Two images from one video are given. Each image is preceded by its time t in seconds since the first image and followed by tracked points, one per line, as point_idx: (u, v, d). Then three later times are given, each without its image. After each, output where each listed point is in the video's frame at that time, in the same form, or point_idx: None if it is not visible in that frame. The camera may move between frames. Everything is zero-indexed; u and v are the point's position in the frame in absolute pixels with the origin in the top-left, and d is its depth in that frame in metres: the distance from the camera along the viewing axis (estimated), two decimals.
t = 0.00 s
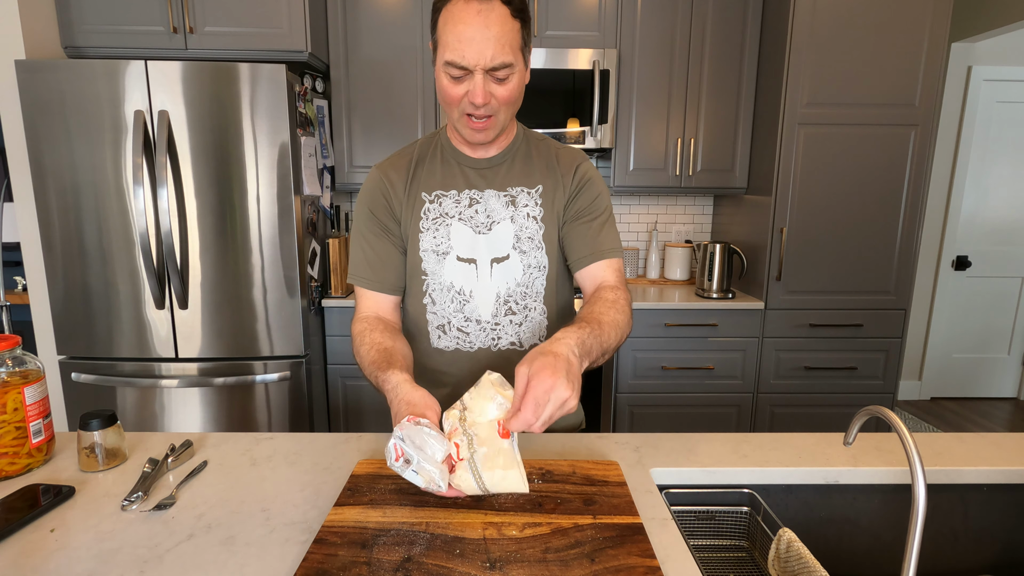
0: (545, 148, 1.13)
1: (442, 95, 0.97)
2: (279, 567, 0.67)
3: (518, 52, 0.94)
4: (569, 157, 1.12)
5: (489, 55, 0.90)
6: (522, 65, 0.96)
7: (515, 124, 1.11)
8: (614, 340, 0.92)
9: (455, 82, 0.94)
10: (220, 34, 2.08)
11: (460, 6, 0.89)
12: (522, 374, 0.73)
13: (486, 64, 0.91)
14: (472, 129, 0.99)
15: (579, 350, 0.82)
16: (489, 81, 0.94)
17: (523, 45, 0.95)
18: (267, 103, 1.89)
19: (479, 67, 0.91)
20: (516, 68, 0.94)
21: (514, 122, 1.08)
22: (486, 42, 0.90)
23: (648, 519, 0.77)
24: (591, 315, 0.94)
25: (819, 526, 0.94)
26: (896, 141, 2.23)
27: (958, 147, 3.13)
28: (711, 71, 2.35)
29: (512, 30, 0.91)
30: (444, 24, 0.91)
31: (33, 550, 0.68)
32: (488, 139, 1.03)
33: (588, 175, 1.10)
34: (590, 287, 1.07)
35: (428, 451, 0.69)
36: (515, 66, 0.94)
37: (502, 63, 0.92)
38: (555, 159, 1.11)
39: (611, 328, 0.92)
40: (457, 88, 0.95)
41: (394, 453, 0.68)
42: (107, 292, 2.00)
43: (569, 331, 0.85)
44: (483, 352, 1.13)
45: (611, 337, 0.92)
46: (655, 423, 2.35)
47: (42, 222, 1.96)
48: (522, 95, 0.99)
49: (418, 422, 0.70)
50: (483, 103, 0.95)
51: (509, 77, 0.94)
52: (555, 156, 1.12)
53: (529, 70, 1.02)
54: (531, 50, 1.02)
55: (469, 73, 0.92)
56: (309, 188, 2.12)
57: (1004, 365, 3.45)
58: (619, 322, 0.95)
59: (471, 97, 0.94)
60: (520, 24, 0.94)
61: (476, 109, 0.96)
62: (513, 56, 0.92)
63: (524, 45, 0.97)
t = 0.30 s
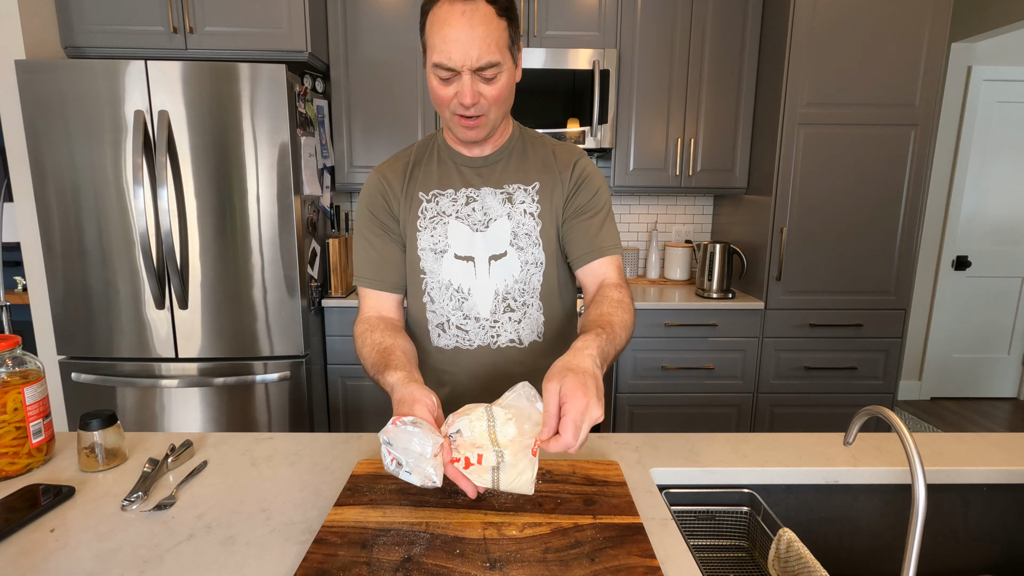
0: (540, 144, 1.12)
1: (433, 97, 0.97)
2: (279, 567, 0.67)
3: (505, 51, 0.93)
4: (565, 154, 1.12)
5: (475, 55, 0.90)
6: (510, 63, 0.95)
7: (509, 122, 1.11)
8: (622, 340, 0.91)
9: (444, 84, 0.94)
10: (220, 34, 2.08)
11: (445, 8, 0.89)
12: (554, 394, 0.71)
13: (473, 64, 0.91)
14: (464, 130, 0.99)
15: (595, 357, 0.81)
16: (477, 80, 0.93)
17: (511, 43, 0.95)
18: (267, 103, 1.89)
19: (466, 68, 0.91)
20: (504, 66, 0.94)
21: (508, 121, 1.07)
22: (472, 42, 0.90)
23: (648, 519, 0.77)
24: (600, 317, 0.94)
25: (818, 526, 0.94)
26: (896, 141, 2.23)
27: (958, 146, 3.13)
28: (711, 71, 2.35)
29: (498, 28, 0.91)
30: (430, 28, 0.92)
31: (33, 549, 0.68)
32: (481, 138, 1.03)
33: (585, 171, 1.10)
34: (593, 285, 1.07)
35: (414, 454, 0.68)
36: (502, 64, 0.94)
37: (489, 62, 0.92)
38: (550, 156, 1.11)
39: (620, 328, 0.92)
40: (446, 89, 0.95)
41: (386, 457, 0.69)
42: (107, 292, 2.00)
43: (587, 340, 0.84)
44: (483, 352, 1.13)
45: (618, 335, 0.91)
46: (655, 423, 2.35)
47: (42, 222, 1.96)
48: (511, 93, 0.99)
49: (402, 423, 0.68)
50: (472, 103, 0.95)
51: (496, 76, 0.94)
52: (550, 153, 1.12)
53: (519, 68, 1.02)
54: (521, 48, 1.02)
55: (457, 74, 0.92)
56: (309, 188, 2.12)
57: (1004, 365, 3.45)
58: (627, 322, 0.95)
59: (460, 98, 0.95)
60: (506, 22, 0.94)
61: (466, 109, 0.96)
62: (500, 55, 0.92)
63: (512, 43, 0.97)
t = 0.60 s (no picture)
0: (555, 153, 1.13)
1: (452, 94, 0.97)
2: (279, 567, 0.67)
3: (526, 53, 0.93)
4: (578, 163, 1.12)
5: (498, 55, 0.90)
6: (530, 65, 0.96)
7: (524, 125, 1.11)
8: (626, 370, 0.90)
9: (465, 82, 0.94)
10: (220, 34, 2.08)
11: (469, 7, 0.89)
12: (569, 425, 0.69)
13: (495, 65, 0.91)
14: (482, 129, 0.99)
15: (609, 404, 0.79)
16: (498, 81, 0.93)
17: (531, 45, 0.95)
18: (267, 103, 1.89)
19: (488, 67, 0.91)
20: (525, 68, 0.94)
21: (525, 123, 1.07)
22: (495, 42, 0.90)
23: (648, 519, 0.77)
24: (609, 351, 0.92)
25: (818, 526, 0.94)
26: (896, 141, 2.23)
27: (958, 146, 3.13)
28: (711, 71, 2.35)
29: (521, 30, 0.91)
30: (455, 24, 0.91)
31: (33, 550, 0.68)
32: (498, 139, 1.03)
33: (597, 186, 1.10)
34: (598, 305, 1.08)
35: (444, 366, 0.64)
36: (524, 65, 0.94)
37: (511, 63, 0.91)
38: (564, 164, 1.11)
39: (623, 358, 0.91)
40: (467, 88, 0.95)
41: (410, 376, 0.64)
42: (106, 292, 2.00)
43: (606, 378, 0.82)
44: (482, 352, 1.13)
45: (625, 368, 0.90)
46: (655, 423, 2.35)
47: (42, 222, 1.96)
48: (530, 95, 0.99)
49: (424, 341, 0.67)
50: (491, 103, 0.95)
51: (517, 77, 0.94)
52: (563, 162, 1.12)
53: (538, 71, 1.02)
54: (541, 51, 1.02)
55: (478, 73, 0.92)
56: (309, 188, 2.12)
57: (1004, 365, 3.45)
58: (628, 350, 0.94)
59: (480, 97, 0.94)
60: (528, 24, 0.94)
61: (485, 109, 0.96)
62: (522, 57, 0.92)
63: (533, 45, 0.97)
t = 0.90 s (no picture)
0: (569, 161, 1.12)
1: (476, 89, 0.97)
2: (279, 567, 0.67)
3: (555, 54, 0.94)
4: (591, 175, 1.12)
5: (528, 53, 0.90)
6: (557, 68, 0.96)
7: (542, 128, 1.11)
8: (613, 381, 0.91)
9: (491, 78, 0.94)
10: (220, 34, 2.08)
11: (503, 4, 0.89)
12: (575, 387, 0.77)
13: (523, 63, 0.91)
14: (503, 125, 0.99)
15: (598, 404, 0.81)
16: (524, 80, 0.93)
17: (560, 48, 0.95)
18: (267, 103, 1.89)
19: (516, 65, 0.91)
20: (553, 69, 0.94)
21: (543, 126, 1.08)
22: (526, 41, 0.90)
23: (648, 519, 0.77)
24: (598, 357, 0.92)
25: (818, 526, 0.94)
26: (896, 141, 2.23)
27: (958, 147, 3.13)
28: (711, 72, 2.35)
29: (552, 32, 0.91)
30: (486, 19, 0.91)
31: (33, 550, 0.68)
32: (516, 138, 1.03)
33: (607, 202, 1.10)
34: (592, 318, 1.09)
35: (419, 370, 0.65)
36: (552, 67, 0.94)
37: (539, 63, 0.92)
38: (576, 173, 1.11)
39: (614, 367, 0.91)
40: (492, 84, 0.94)
41: (384, 368, 0.65)
42: (107, 293, 2.00)
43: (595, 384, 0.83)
44: (482, 352, 1.13)
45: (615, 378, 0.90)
46: (655, 423, 2.35)
47: (42, 222, 1.96)
48: (554, 98, 0.99)
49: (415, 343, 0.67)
50: (515, 101, 0.95)
51: (544, 77, 0.94)
52: (576, 171, 1.11)
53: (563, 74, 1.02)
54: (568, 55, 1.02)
55: (505, 70, 0.92)
56: (309, 188, 2.12)
57: (1004, 365, 3.45)
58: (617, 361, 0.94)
59: (506, 94, 0.94)
60: (559, 26, 0.94)
61: (508, 107, 0.96)
62: (551, 58, 0.92)
63: (562, 48, 0.97)
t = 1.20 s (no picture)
0: (561, 153, 1.12)
1: (459, 89, 0.97)
2: (279, 567, 0.67)
3: (535, 48, 0.93)
4: (585, 165, 1.11)
5: (506, 48, 0.90)
6: (538, 61, 0.95)
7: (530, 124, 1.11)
8: (623, 364, 0.91)
9: (472, 76, 0.94)
10: (220, 34, 2.08)
11: (478, 2, 0.90)
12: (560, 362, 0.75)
13: (502, 57, 0.91)
14: (488, 122, 0.99)
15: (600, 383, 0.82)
16: (505, 75, 0.93)
17: (540, 41, 0.95)
18: (267, 103, 1.89)
19: (495, 60, 0.91)
20: (533, 62, 0.94)
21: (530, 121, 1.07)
22: (504, 36, 0.90)
23: (648, 519, 0.77)
24: (603, 339, 0.93)
25: (818, 526, 0.94)
26: (896, 141, 2.23)
27: (958, 146, 3.13)
28: (711, 72, 2.35)
29: (529, 25, 0.91)
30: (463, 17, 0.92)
31: (33, 550, 0.68)
32: (502, 133, 1.03)
33: (603, 187, 1.10)
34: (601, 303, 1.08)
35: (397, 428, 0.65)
36: (532, 60, 0.93)
37: (519, 57, 0.91)
38: (570, 165, 1.11)
39: (621, 350, 0.92)
40: (473, 82, 0.94)
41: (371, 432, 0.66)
42: (107, 293, 2.00)
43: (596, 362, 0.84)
44: (483, 352, 1.13)
45: (620, 358, 0.91)
46: (655, 423, 2.35)
47: (42, 222, 1.96)
48: (537, 92, 0.99)
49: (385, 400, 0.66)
50: (498, 96, 0.95)
51: (525, 71, 0.94)
52: (570, 163, 1.11)
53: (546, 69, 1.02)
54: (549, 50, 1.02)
55: (485, 66, 0.92)
56: (309, 188, 2.12)
57: (1004, 365, 3.45)
58: (628, 345, 0.94)
59: (487, 91, 0.94)
60: (537, 20, 0.94)
61: (491, 103, 0.96)
62: (530, 51, 0.92)
63: (542, 42, 0.97)
